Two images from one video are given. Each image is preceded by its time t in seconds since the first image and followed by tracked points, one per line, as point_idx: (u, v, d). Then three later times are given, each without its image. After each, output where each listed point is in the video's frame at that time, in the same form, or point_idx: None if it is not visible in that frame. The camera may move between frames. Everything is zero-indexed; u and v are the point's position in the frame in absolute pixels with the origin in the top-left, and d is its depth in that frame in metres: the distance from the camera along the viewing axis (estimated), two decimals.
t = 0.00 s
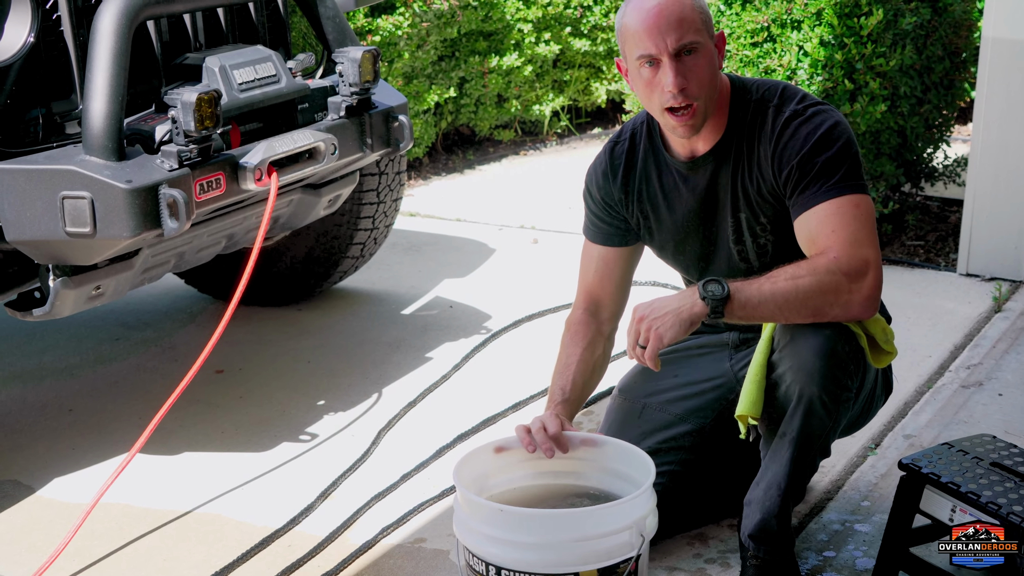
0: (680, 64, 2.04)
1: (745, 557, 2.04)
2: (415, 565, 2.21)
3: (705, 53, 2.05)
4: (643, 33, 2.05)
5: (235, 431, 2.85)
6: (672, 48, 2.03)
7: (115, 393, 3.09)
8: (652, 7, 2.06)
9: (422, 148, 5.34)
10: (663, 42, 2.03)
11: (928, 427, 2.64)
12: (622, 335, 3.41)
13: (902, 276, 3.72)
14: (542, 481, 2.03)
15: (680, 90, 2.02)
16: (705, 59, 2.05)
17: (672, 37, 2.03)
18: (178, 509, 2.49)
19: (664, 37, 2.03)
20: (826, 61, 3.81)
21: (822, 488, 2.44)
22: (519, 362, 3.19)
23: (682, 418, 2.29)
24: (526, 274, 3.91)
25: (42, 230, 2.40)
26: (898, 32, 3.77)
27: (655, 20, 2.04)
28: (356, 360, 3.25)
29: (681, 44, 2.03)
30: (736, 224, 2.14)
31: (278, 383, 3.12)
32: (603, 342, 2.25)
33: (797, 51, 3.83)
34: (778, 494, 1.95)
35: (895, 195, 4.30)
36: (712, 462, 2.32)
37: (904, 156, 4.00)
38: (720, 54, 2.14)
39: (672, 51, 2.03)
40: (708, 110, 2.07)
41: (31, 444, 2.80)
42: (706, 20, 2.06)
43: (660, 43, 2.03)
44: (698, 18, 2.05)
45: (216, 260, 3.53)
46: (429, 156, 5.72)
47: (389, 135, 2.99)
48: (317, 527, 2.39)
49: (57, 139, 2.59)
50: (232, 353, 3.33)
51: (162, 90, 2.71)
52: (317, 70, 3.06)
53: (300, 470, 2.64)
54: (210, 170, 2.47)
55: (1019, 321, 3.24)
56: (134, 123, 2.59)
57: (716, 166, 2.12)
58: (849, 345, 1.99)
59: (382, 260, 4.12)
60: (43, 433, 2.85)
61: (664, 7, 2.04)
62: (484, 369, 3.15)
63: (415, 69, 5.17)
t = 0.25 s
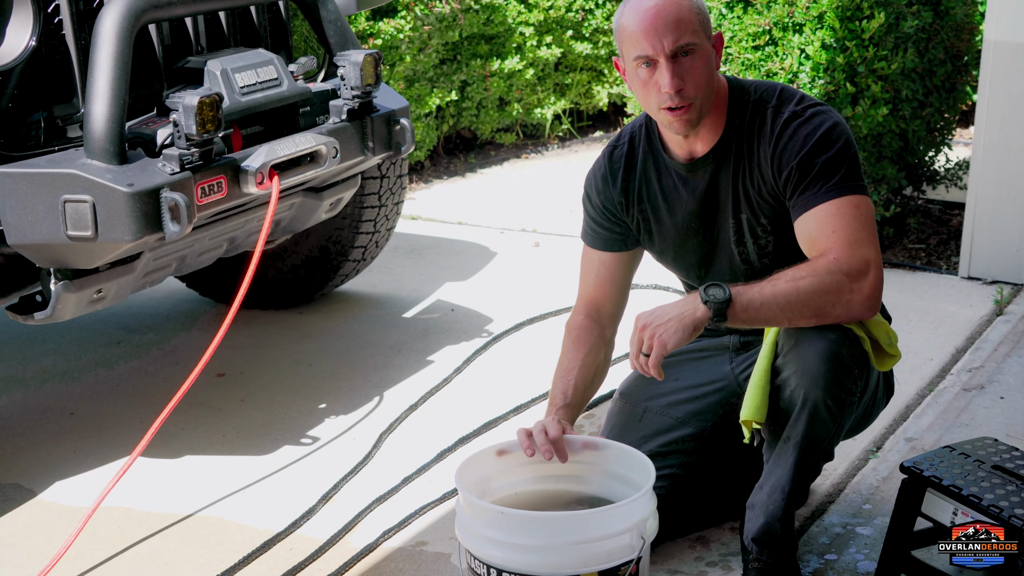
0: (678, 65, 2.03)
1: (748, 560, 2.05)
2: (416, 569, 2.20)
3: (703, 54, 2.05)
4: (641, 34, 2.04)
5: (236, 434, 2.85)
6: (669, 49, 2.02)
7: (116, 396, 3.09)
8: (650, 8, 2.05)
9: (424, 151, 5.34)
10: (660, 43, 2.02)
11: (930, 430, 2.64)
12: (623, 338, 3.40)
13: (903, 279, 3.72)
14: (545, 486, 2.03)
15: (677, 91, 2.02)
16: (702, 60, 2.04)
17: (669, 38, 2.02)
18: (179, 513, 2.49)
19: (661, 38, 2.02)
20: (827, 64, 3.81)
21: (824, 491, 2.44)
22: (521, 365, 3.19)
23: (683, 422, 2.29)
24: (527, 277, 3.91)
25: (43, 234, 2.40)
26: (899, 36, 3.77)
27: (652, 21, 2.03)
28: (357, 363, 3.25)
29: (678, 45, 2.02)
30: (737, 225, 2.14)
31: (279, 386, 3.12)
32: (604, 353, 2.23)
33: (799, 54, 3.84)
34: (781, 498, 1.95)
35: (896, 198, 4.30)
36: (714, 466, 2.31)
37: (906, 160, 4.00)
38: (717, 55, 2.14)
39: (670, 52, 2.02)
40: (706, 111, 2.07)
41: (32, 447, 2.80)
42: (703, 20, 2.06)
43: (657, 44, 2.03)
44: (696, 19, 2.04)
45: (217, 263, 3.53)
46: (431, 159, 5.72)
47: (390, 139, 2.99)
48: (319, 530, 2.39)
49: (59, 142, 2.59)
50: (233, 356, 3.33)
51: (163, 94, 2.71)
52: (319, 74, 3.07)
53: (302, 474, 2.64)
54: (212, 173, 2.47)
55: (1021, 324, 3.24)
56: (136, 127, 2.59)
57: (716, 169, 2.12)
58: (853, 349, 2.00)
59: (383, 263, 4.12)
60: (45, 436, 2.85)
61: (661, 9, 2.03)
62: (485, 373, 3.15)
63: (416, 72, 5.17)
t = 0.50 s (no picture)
0: (683, 55, 2.03)
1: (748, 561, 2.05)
2: (415, 570, 2.20)
3: (709, 46, 2.05)
4: (648, 23, 2.04)
5: (235, 436, 2.85)
6: (675, 40, 2.03)
7: (115, 398, 3.08)
8: None
9: (423, 152, 5.34)
10: (667, 32, 2.03)
11: (929, 432, 2.64)
12: (623, 339, 3.40)
13: (902, 280, 3.72)
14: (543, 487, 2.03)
15: (681, 81, 2.03)
16: (708, 52, 2.05)
17: (676, 27, 2.02)
18: (178, 514, 2.49)
19: (668, 28, 2.02)
20: (826, 65, 3.81)
21: (823, 493, 2.44)
22: (520, 367, 3.19)
23: (683, 423, 2.29)
24: (526, 279, 3.91)
25: (42, 235, 2.40)
26: (898, 37, 3.77)
27: (659, 10, 2.03)
28: (356, 364, 3.24)
29: (684, 36, 2.03)
30: (740, 217, 2.14)
31: (278, 388, 3.11)
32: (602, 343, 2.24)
33: (798, 55, 3.85)
34: (785, 500, 1.95)
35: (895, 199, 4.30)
36: (713, 468, 2.31)
37: (905, 161, 3.99)
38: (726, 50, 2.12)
39: (676, 42, 2.03)
40: (709, 102, 2.07)
41: (31, 449, 2.80)
42: (711, 12, 2.06)
43: (663, 34, 2.03)
44: (704, 11, 2.04)
45: (216, 265, 3.53)
46: (430, 161, 5.72)
47: (389, 140, 2.98)
48: (317, 532, 2.39)
49: (57, 144, 2.59)
50: (233, 358, 3.33)
51: (162, 96, 2.71)
52: (317, 75, 3.07)
53: (300, 475, 2.64)
54: (210, 175, 2.47)
55: (1020, 325, 3.24)
56: (135, 128, 2.59)
57: (719, 159, 2.12)
58: (861, 352, 2.01)
59: (382, 265, 4.12)
60: (44, 438, 2.85)
61: None
62: (484, 374, 3.15)
63: (416, 74, 5.17)
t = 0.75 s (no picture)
0: (696, 52, 2.05)
1: (746, 562, 2.05)
2: (413, 572, 2.20)
3: (722, 43, 2.06)
4: (663, 18, 2.06)
5: (233, 437, 2.85)
6: (689, 35, 2.04)
7: (114, 399, 3.08)
8: None
9: (421, 154, 5.34)
10: (682, 28, 2.04)
11: (927, 433, 2.64)
12: (621, 341, 3.40)
13: (900, 281, 3.72)
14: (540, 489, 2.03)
15: (693, 77, 2.04)
16: (721, 51, 2.06)
17: (690, 23, 2.04)
18: (176, 516, 2.49)
19: (683, 23, 2.04)
20: (824, 67, 3.82)
21: (821, 494, 2.43)
22: (518, 368, 3.19)
23: (680, 425, 2.29)
24: (525, 280, 3.91)
25: (41, 237, 2.40)
26: (897, 39, 3.77)
27: (675, 6, 2.05)
28: (355, 366, 3.24)
29: (698, 32, 2.04)
30: (746, 212, 2.14)
31: (276, 389, 3.11)
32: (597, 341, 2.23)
33: (796, 57, 3.87)
34: (787, 501, 1.95)
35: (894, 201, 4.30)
36: (710, 469, 2.31)
37: (903, 162, 3.99)
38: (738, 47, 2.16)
39: (690, 38, 2.04)
40: (720, 100, 2.08)
41: (29, 451, 2.79)
42: (727, 11, 2.08)
43: (678, 29, 2.05)
44: (719, 9, 2.06)
45: (214, 267, 3.53)
46: (428, 163, 5.72)
47: (388, 142, 2.99)
48: (316, 533, 2.39)
49: (55, 146, 2.60)
50: (231, 359, 3.33)
51: (161, 98, 2.72)
52: (316, 77, 3.05)
53: (299, 477, 2.64)
54: (209, 176, 2.47)
55: (1018, 327, 3.24)
56: (134, 130, 2.59)
57: (727, 154, 2.13)
58: (865, 351, 1.99)
59: (381, 266, 4.12)
60: (42, 440, 2.85)
61: None
62: (482, 376, 3.15)
63: (414, 76, 5.17)
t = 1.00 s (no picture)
0: (707, 60, 2.05)
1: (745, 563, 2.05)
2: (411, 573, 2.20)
3: (734, 52, 2.06)
4: (676, 23, 2.05)
5: (231, 438, 2.85)
6: (701, 44, 2.04)
7: (111, 401, 3.08)
8: None
9: (419, 155, 5.34)
10: (694, 35, 2.04)
11: (925, 434, 2.64)
12: (619, 342, 3.40)
13: (898, 283, 3.72)
14: (537, 493, 2.03)
15: (704, 86, 2.04)
16: (733, 59, 2.06)
17: (703, 31, 2.03)
18: (174, 517, 2.49)
19: (696, 31, 2.04)
20: (822, 67, 3.82)
21: (819, 495, 2.43)
22: (516, 369, 3.19)
23: (678, 426, 2.29)
24: (523, 281, 3.91)
25: (38, 238, 2.40)
26: (894, 40, 3.77)
27: (689, 12, 2.04)
28: (353, 367, 3.24)
29: (711, 40, 2.04)
30: (748, 220, 2.15)
31: (274, 391, 3.11)
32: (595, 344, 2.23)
33: (794, 58, 3.87)
34: (788, 503, 1.96)
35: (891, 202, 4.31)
36: (708, 470, 2.31)
37: (900, 164, 3.99)
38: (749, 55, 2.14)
39: (702, 47, 2.04)
40: (730, 108, 2.08)
41: (27, 452, 2.79)
42: (741, 18, 2.07)
43: (690, 36, 2.04)
44: (733, 16, 2.05)
45: (212, 268, 3.53)
46: (426, 164, 5.73)
47: (386, 142, 2.99)
48: (314, 534, 2.39)
49: (53, 147, 2.59)
50: (229, 361, 3.33)
51: (159, 98, 2.72)
52: (313, 78, 3.03)
53: (297, 478, 2.64)
54: (206, 178, 2.47)
55: (1015, 328, 3.24)
56: (131, 131, 2.59)
57: (733, 161, 2.13)
58: (868, 354, 1.99)
59: (379, 267, 4.12)
60: (39, 442, 2.84)
61: None
62: (480, 377, 3.15)
63: (412, 77, 5.17)
